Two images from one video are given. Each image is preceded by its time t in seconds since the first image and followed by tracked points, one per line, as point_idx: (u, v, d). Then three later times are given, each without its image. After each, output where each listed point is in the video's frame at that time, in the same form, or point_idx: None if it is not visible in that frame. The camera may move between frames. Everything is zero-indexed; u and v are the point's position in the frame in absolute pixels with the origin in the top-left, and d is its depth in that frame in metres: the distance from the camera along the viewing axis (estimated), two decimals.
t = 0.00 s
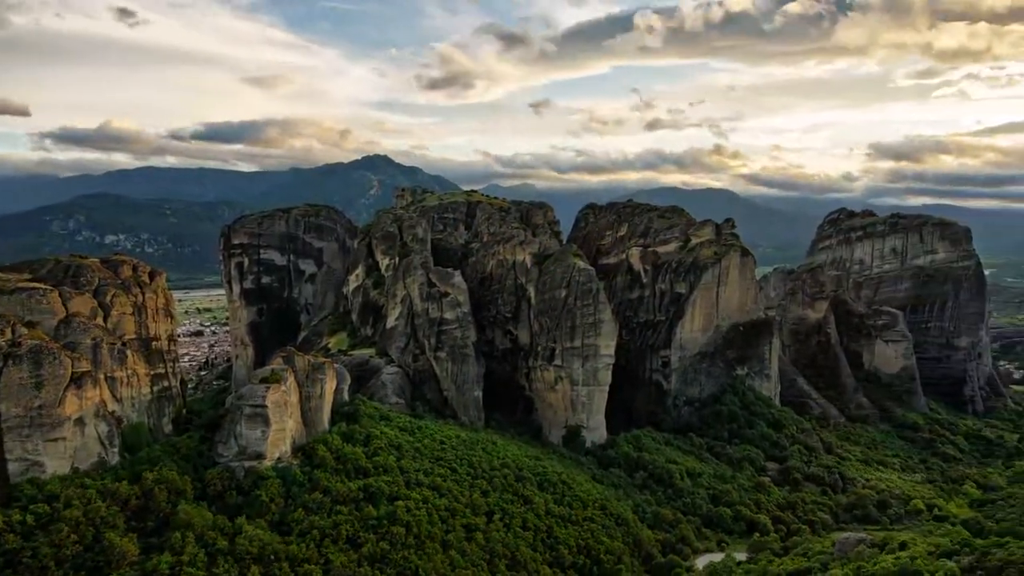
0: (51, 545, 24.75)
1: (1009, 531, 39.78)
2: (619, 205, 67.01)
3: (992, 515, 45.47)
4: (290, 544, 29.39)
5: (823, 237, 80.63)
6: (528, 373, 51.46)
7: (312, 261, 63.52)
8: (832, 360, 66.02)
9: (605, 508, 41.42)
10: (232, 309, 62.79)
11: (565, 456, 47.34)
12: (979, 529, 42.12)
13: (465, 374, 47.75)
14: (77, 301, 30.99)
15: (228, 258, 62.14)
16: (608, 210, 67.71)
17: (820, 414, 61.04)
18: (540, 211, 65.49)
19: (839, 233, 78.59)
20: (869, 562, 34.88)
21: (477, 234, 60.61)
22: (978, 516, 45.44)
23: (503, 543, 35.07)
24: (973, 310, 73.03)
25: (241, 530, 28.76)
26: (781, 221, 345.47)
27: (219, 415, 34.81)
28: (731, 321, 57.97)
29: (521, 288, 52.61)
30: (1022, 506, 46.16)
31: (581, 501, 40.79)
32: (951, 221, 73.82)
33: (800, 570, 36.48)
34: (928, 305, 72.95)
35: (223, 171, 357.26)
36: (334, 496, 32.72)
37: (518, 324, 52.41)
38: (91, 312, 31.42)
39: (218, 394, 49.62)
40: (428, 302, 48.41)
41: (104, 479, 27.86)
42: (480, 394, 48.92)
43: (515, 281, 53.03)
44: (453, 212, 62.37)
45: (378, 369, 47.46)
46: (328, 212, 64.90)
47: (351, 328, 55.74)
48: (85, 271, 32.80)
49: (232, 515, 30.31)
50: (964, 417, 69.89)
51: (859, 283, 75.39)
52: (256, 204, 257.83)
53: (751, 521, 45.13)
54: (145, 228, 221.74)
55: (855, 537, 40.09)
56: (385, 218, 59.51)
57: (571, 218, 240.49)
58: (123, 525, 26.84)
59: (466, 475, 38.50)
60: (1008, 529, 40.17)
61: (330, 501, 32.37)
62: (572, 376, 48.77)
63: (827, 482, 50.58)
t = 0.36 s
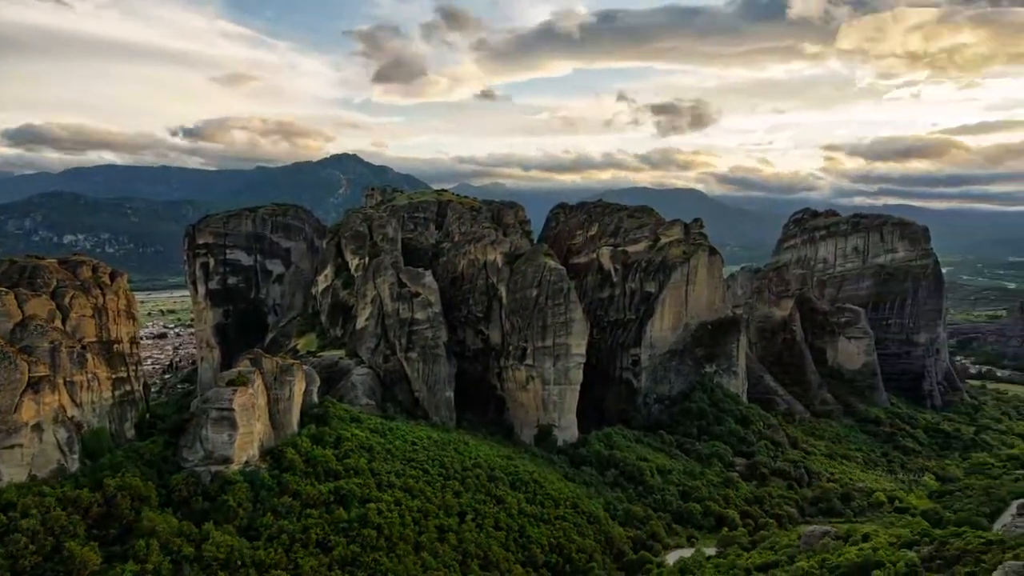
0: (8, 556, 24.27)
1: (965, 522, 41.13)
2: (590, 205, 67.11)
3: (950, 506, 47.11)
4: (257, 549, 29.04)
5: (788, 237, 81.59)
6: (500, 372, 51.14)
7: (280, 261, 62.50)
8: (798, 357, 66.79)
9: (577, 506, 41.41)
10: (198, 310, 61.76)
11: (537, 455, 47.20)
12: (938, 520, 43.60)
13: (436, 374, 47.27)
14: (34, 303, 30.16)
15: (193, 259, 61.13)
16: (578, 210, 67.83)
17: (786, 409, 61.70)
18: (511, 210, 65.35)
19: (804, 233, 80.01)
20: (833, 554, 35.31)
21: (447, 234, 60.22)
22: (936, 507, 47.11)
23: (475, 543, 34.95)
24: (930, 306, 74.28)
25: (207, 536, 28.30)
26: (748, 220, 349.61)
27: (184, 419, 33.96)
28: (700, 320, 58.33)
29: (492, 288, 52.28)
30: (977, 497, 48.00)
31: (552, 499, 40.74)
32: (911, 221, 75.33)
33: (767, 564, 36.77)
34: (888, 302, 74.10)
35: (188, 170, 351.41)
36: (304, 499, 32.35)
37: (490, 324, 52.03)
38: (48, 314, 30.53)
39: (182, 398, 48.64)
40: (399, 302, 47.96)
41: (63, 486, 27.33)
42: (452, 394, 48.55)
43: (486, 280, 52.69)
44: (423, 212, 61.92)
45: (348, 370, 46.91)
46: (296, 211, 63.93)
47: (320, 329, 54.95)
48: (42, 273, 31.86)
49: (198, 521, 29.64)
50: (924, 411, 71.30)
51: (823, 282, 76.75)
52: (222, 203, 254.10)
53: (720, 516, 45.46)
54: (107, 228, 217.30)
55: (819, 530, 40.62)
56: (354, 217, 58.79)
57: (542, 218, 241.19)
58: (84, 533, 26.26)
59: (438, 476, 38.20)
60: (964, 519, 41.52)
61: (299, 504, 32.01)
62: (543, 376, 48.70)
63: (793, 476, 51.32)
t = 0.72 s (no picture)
0: None
1: (925, 513, 42.06)
2: (560, 205, 67.15)
3: (910, 500, 48.20)
4: (224, 557, 28.51)
5: (754, 237, 82.44)
6: (471, 373, 50.67)
7: (246, 262, 61.61)
8: (764, 356, 67.46)
9: (549, 506, 41.31)
10: (160, 311, 60.12)
11: (508, 456, 47.01)
12: (899, 512, 44.55)
13: (407, 375, 46.92)
14: None
15: (156, 260, 59.67)
16: (549, 210, 67.81)
17: (753, 407, 62.21)
18: (482, 211, 65.15)
19: (769, 233, 80.82)
20: (799, 548, 35.66)
21: (418, 234, 59.71)
22: (896, 500, 48.20)
23: (447, 545, 34.69)
24: (890, 305, 76.17)
25: (172, 543, 27.76)
26: (715, 221, 353.53)
27: (148, 424, 33.09)
28: (668, 319, 58.68)
29: (463, 289, 51.76)
30: (936, 490, 49.19)
31: (523, 499, 40.60)
32: (872, 222, 76.78)
33: (734, 559, 37.02)
34: (850, 300, 75.38)
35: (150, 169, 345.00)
36: (272, 505, 31.84)
37: (461, 325, 51.37)
38: (3, 318, 29.69)
39: (145, 403, 47.58)
40: (368, 303, 47.46)
41: (19, 495, 26.71)
42: (423, 395, 48.18)
43: (457, 281, 52.11)
44: (393, 212, 61.38)
45: (317, 372, 46.24)
46: (262, 211, 63.02)
47: (288, 331, 54.11)
48: None
49: (161, 528, 28.97)
50: (885, 407, 72.54)
51: (787, 281, 77.75)
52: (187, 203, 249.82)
53: (689, 512, 45.75)
54: (66, 229, 212.27)
55: (785, 524, 41.01)
56: (323, 217, 57.97)
57: (512, 217, 241.34)
58: (42, 543, 25.65)
59: (409, 478, 37.82)
60: (923, 511, 42.45)
61: (268, 510, 31.51)
62: (514, 376, 48.62)
63: (759, 472, 51.86)
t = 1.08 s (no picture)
0: None
1: (888, 505, 42.90)
2: (531, 205, 67.06)
3: (874, 492, 49.15)
4: (191, 563, 28.04)
5: (722, 237, 83.30)
6: (443, 373, 50.10)
7: (213, 262, 60.57)
8: (732, 353, 68.04)
9: (522, 504, 41.20)
10: (123, 313, 58.78)
11: (480, 455, 46.80)
12: (864, 504, 45.35)
13: (378, 375, 46.50)
14: None
15: (118, 261, 58.21)
16: (520, 210, 67.69)
17: (722, 403, 62.69)
18: (453, 210, 64.91)
19: (737, 233, 81.63)
20: (767, 541, 36.01)
21: (388, 234, 59.13)
22: (861, 493, 49.10)
23: (420, 546, 34.44)
24: (853, 303, 77.08)
25: (137, 551, 27.19)
26: (684, 220, 356.72)
27: (110, 428, 32.22)
28: (639, 318, 58.94)
29: (435, 289, 51.30)
30: (898, 482, 50.21)
31: (496, 498, 40.42)
32: (836, 222, 77.91)
33: (704, 553, 37.24)
34: (815, 299, 76.42)
35: (113, 168, 337.96)
36: (241, 509, 31.34)
37: (433, 325, 50.80)
38: None
39: (107, 407, 46.46)
40: (338, 304, 46.93)
41: None
42: (394, 396, 47.78)
43: (429, 281, 51.63)
44: (363, 212, 60.77)
45: (287, 374, 45.44)
46: (228, 211, 62.17)
47: (257, 332, 53.22)
48: None
49: (125, 536, 28.29)
50: (849, 402, 73.58)
51: (754, 280, 78.60)
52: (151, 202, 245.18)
53: (661, 509, 45.96)
54: (25, 229, 206.88)
55: (754, 518, 41.36)
56: (291, 217, 57.15)
57: (482, 217, 240.86)
58: None
59: (381, 479, 37.44)
60: (886, 503, 43.28)
61: (237, 515, 31.00)
62: (487, 375, 48.46)
63: (729, 468, 52.31)
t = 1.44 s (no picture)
0: None
1: (852, 499, 43.63)
2: (502, 205, 66.85)
3: (837, 486, 49.97)
4: (155, 570, 27.32)
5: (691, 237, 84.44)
6: (415, 374, 49.35)
7: (176, 263, 59.49)
8: (701, 351, 68.48)
9: (494, 504, 40.95)
10: (83, 316, 56.97)
11: (452, 456, 46.43)
12: (828, 498, 46.02)
13: (348, 376, 45.78)
14: None
15: (77, 261, 56.06)
16: (491, 210, 67.43)
17: (691, 401, 63.10)
18: (424, 210, 64.50)
19: (705, 233, 82.82)
20: (736, 536, 36.19)
21: (358, 234, 58.41)
22: (826, 488, 49.87)
23: (392, 548, 34.04)
24: (818, 302, 78.34)
25: (99, 559, 26.49)
26: (653, 220, 359.53)
27: (70, 433, 31.30)
28: (610, 317, 59.04)
29: (405, 289, 50.86)
30: (860, 476, 51.10)
31: (468, 498, 40.12)
32: (800, 223, 78.69)
33: (675, 549, 37.34)
34: (781, 297, 77.35)
35: (73, 167, 330.18)
36: (208, 515, 30.67)
37: (404, 325, 50.45)
38: None
39: (67, 411, 45.17)
40: (307, 305, 46.31)
41: None
42: (365, 397, 47.25)
43: (400, 281, 51.19)
44: (332, 211, 59.97)
45: (254, 376, 44.47)
46: (193, 210, 61.25)
47: (223, 334, 52.19)
48: None
49: (87, 544, 27.58)
50: (814, 399, 74.40)
51: (722, 279, 79.45)
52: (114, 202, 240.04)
53: (632, 506, 46.04)
54: None
55: (723, 514, 41.59)
56: (259, 216, 56.20)
57: (452, 217, 240.12)
58: None
59: (352, 482, 36.90)
60: (849, 496, 44.00)
61: (203, 520, 30.31)
62: (459, 376, 48.12)
63: (698, 464, 52.64)
